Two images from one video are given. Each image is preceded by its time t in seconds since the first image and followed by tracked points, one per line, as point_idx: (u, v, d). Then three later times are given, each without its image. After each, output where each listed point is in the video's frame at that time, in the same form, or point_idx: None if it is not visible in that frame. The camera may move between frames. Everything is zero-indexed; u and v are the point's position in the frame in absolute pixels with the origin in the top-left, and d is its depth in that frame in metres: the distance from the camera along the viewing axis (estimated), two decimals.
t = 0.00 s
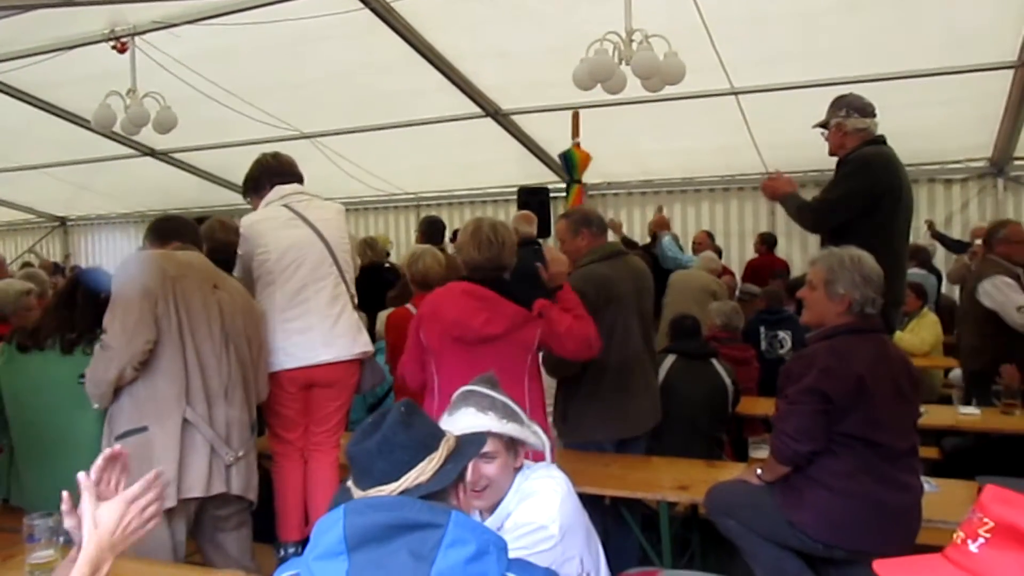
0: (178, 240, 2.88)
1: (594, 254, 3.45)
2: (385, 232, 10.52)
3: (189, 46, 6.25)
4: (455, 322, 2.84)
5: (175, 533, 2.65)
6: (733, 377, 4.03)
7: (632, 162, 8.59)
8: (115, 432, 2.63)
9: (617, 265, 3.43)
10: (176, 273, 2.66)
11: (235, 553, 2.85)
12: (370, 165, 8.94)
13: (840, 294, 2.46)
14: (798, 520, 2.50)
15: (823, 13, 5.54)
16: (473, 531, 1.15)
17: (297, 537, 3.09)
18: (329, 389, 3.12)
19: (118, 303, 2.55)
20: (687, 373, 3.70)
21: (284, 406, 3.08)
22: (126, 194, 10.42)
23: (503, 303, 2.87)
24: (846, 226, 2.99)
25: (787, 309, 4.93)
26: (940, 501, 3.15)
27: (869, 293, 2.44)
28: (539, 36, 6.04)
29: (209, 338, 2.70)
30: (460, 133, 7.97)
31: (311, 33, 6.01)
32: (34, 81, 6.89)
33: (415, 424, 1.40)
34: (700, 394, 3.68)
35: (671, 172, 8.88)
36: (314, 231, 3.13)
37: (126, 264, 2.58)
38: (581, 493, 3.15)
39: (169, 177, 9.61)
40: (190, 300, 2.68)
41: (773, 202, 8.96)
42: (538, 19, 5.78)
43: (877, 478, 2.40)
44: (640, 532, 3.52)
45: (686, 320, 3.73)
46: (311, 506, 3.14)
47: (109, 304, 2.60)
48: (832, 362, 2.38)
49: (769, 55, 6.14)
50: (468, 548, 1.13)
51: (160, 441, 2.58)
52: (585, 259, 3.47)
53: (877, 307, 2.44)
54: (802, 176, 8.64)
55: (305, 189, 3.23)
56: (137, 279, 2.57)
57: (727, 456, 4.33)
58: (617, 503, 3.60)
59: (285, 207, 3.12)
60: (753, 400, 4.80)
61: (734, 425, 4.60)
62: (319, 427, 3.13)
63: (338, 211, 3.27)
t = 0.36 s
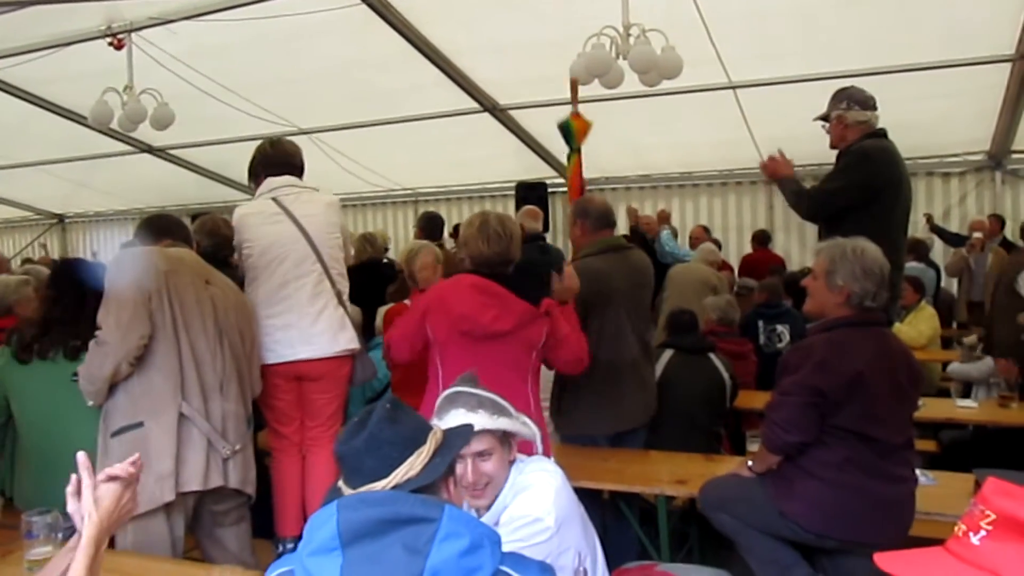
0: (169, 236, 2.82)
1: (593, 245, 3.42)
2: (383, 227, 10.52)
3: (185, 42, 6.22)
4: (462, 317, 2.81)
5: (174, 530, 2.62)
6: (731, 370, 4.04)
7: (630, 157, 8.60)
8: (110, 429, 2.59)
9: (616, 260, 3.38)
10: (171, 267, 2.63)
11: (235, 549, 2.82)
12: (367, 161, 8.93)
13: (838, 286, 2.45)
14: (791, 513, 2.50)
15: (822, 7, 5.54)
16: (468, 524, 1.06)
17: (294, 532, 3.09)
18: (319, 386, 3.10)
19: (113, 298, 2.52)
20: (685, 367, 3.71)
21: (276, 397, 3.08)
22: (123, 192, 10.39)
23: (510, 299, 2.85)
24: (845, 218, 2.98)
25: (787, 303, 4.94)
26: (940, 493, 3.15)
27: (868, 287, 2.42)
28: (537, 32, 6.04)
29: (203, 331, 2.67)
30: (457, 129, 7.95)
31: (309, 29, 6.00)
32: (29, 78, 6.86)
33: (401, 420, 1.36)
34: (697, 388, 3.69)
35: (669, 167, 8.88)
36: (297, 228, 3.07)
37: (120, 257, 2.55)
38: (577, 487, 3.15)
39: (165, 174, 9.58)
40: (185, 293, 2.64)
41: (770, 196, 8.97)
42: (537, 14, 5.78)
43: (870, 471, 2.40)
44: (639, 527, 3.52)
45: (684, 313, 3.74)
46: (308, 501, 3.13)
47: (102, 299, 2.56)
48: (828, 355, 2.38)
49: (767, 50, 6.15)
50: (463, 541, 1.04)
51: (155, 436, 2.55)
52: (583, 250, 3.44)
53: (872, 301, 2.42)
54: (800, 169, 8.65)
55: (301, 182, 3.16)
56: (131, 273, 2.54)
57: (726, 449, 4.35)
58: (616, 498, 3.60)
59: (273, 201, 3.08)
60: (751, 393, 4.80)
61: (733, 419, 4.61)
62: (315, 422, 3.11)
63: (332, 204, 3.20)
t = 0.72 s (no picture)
0: (169, 231, 2.82)
1: (593, 241, 3.38)
2: (383, 224, 10.52)
3: (184, 39, 6.22)
4: (451, 310, 2.82)
5: (170, 527, 2.64)
6: (729, 367, 4.04)
7: (630, 154, 8.60)
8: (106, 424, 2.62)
9: (613, 259, 3.35)
10: (165, 263, 2.63)
11: (232, 545, 2.83)
12: (367, 158, 8.93)
13: (833, 281, 2.46)
14: (786, 510, 2.51)
15: (822, 4, 5.53)
16: (459, 518, 1.08)
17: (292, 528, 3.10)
18: (313, 382, 3.11)
19: (107, 295, 2.54)
20: (684, 364, 3.71)
21: (271, 394, 3.10)
22: (123, 188, 10.40)
23: (502, 296, 2.85)
24: (847, 215, 2.98)
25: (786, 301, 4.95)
26: (938, 489, 3.16)
27: (862, 284, 2.42)
28: (537, 28, 6.04)
29: (198, 328, 2.67)
30: (457, 125, 7.95)
31: (309, 26, 6.01)
32: (29, 75, 6.86)
33: (387, 417, 1.38)
34: (696, 385, 3.69)
35: (669, 164, 8.88)
36: (287, 226, 3.07)
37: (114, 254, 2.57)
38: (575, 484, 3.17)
39: (165, 170, 9.59)
40: (179, 290, 2.65)
41: (770, 192, 8.98)
42: (536, 11, 5.78)
43: (864, 469, 2.41)
44: (637, 523, 3.53)
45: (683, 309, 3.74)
46: (305, 498, 3.13)
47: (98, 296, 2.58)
48: (821, 351, 2.40)
49: (767, 46, 6.15)
50: (455, 536, 1.05)
51: (148, 433, 2.57)
52: (582, 245, 3.41)
53: (867, 298, 2.41)
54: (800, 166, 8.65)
55: (299, 177, 3.14)
56: (125, 270, 2.55)
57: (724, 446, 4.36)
58: (615, 495, 3.61)
59: (267, 196, 3.08)
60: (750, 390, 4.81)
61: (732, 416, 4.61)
62: (310, 419, 3.12)
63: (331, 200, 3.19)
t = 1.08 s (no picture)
0: (170, 221, 2.80)
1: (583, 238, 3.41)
2: (383, 220, 10.52)
3: (183, 35, 6.21)
4: (456, 311, 2.81)
5: (165, 527, 2.65)
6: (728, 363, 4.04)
7: (630, 151, 8.60)
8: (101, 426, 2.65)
9: (601, 254, 3.37)
10: (158, 268, 2.62)
11: (229, 542, 2.83)
12: (366, 155, 8.93)
13: (828, 279, 2.46)
14: (787, 508, 2.52)
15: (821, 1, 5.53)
16: (456, 515, 1.08)
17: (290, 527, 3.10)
18: (310, 380, 3.11)
19: (98, 303, 2.55)
20: (682, 361, 3.71)
21: (271, 393, 3.12)
22: (122, 185, 10.40)
23: (503, 289, 2.86)
24: (848, 212, 2.97)
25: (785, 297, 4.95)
26: (936, 486, 3.17)
27: (855, 284, 2.41)
28: (536, 25, 6.03)
29: (191, 333, 2.66)
30: (456, 122, 7.95)
31: (309, 23, 6.01)
32: (27, 71, 6.85)
33: (388, 416, 1.39)
34: (695, 382, 3.69)
35: (669, 161, 8.88)
36: (275, 227, 3.03)
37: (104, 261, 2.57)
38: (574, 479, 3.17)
39: (164, 167, 9.59)
40: (171, 296, 2.63)
41: (769, 189, 8.99)
42: (535, 8, 5.77)
43: (865, 467, 2.42)
44: (636, 520, 3.53)
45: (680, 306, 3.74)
46: (303, 496, 3.14)
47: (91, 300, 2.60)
48: (820, 351, 2.40)
49: (766, 43, 6.15)
50: (453, 532, 1.06)
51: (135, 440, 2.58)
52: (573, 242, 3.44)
53: (860, 298, 2.41)
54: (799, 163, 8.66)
55: (293, 176, 3.08)
56: (115, 278, 2.55)
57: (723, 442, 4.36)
58: (613, 491, 3.62)
59: (260, 193, 3.06)
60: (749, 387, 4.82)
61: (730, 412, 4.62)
62: (309, 417, 3.12)
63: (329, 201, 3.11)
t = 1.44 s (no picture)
0: (156, 215, 2.71)
1: (571, 236, 3.43)
2: (379, 217, 10.52)
3: (179, 33, 6.20)
4: (445, 309, 2.83)
5: (167, 527, 2.65)
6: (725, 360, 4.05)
7: (627, 147, 8.60)
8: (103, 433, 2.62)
9: (593, 251, 3.39)
10: (164, 275, 2.60)
11: (230, 539, 2.86)
12: (363, 152, 8.92)
13: (822, 276, 2.47)
14: (785, 503, 2.53)
15: None
16: (455, 512, 1.10)
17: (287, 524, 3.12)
18: (303, 383, 3.10)
19: (104, 313, 2.51)
20: (679, 358, 3.72)
21: (268, 391, 3.14)
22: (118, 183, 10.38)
23: (496, 292, 2.86)
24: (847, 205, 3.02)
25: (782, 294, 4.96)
26: (933, 482, 3.18)
27: (849, 280, 2.42)
28: (532, 22, 6.03)
29: (196, 339, 2.65)
30: (453, 119, 7.94)
31: (305, 21, 6.00)
32: (23, 69, 6.83)
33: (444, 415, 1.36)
34: (692, 379, 3.70)
35: (665, 157, 8.88)
36: (266, 231, 3.01)
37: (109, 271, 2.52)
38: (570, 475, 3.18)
39: (161, 165, 9.57)
40: (178, 303, 2.62)
41: (766, 185, 8.99)
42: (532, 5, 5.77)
43: (861, 462, 2.43)
44: (633, 516, 3.54)
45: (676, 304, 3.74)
46: (302, 494, 3.16)
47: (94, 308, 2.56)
48: (813, 349, 2.40)
49: (763, 40, 6.15)
50: (452, 529, 1.07)
51: (143, 449, 2.58)
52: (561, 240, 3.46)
53: (852, 294, 2.43)
54: (796, 159, 8.66)
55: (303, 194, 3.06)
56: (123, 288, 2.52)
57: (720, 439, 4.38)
58: (610, 488, 3.63)
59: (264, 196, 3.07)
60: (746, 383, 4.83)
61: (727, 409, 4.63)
62: (305, 417, 3.13)
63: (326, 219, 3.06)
